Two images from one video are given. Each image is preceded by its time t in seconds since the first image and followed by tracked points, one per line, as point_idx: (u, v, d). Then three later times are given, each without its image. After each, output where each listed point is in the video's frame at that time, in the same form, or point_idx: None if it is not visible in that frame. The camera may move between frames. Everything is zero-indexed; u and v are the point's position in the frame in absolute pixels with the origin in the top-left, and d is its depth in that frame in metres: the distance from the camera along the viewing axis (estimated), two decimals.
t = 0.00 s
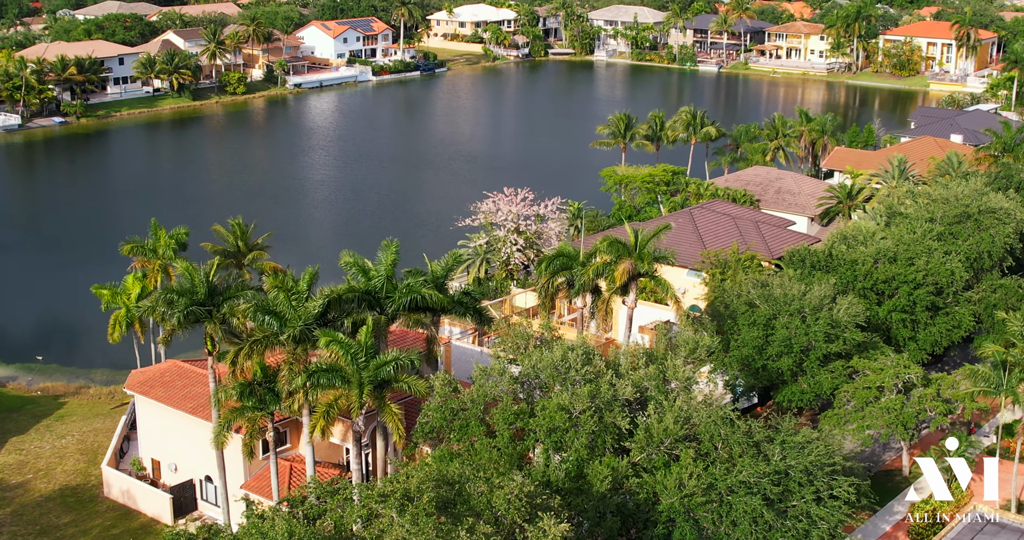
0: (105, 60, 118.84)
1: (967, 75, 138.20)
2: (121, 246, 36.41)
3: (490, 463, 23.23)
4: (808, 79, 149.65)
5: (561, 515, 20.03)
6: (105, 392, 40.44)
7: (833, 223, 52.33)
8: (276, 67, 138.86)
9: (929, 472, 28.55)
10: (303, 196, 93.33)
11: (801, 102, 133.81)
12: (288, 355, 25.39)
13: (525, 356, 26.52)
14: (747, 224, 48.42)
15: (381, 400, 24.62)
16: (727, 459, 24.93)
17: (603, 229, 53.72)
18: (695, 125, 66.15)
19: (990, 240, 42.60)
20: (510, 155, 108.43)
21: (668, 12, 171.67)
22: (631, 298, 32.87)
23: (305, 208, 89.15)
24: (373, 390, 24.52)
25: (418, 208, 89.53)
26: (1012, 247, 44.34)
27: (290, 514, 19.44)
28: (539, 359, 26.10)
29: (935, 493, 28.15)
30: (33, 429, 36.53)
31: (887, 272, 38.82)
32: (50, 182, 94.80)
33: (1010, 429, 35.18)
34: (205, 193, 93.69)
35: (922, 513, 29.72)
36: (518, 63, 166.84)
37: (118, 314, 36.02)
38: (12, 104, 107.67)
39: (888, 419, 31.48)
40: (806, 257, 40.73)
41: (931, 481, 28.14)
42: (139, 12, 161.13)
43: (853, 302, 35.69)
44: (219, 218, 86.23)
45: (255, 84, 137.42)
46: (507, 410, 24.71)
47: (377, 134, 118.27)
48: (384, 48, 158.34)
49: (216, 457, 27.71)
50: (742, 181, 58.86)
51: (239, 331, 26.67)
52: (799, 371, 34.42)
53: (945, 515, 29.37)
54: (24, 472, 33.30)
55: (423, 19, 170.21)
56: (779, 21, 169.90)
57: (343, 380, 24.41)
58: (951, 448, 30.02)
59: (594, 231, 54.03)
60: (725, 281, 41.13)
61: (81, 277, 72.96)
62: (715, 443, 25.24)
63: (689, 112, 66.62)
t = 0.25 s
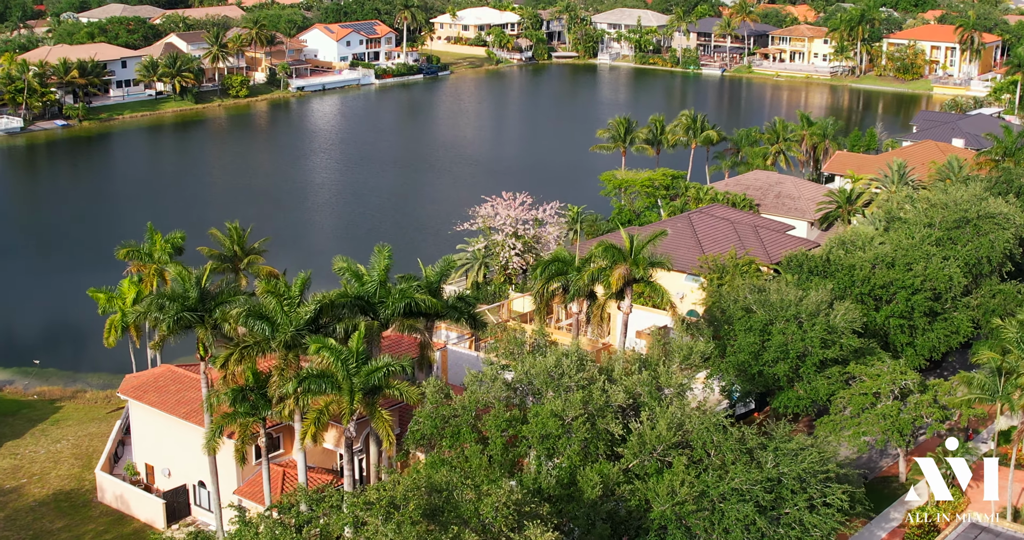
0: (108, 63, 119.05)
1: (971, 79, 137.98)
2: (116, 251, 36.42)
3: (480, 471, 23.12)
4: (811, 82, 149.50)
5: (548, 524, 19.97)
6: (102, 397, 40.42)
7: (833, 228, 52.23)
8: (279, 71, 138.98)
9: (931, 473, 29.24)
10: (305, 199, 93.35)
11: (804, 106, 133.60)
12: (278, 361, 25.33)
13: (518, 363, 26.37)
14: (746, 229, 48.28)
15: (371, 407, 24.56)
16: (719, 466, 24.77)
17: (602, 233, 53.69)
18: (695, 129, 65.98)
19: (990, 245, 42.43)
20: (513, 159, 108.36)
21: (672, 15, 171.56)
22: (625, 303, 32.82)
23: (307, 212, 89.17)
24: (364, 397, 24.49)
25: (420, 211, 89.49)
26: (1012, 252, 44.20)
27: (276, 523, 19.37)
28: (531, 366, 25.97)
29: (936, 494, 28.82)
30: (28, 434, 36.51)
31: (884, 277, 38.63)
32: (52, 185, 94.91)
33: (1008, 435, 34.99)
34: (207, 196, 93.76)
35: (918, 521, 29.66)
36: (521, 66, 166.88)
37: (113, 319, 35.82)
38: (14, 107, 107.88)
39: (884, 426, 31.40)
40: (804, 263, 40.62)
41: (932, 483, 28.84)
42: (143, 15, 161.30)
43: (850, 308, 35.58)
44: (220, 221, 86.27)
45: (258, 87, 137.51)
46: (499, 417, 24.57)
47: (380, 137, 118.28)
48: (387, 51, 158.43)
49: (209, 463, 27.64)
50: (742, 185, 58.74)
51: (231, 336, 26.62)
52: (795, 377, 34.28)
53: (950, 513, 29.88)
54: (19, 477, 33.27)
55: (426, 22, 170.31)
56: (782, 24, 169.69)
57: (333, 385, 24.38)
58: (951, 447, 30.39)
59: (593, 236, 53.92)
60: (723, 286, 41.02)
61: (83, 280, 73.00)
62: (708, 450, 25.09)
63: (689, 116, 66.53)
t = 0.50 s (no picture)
0: (110, 66, 119.21)
1: (975, 83, 137.74)
2: (111, 256, 36.40)
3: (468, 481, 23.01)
4: (815, 86, 149.26)
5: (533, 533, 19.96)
6: (97, 402, 40.39)
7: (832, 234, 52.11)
8: (282, 75, 139.14)
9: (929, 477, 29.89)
10: (308, 203, 93.38)
11: (808, 110, 133.41)
12: (267, 368, 25.30)
13: (508, 370, 26.21)
14: (744, 235, 48.13)
15: (360, 414, 24.48)
16: (710, 475, 24.63)
17: (600, 239, 53.61)
18: (695, 133, 65.86)
19: (988, 251, 42.26)
20: (516, 163, 108.29)
21: (676, 19, 171.52)
22: (619, 309, 32.70)
23: (309, 216, 89.18)
24: (353, 405, 24.42)
25: (423, 215, 89.45)
26: (1010, 258, 44.04)
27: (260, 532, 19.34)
28: (520, 373, 25.82)
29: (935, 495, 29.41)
30: (22, 439, 36.48)
31: (881, 284, 38.46)
32: (55, 188, 95.04)
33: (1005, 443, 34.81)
34: (210, 200, 93.84)
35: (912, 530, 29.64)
36: (524, 70, 166.89)
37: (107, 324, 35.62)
38: (16, 111, 108.01)
39: (879, 433, 31.25)
40: (801, 269, 40.46)
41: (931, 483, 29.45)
42: (147, 19, 161.66)
43: (845, 315, 35.45)
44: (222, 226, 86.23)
45: (261, 91, 137.65)
46: (489, 425, 24.44)
47: (383, 141, 118.31)
48: (390, 55, 158.58)
49: (199, 470, 27.55)
50: (741, 190, 58.59)
51: (221, 342, 26.57)
52: (790, 384, 34.12)
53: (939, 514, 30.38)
54: (11, 482, 33.23)
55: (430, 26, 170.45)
56: (787, 29, 169.52)
57: (321, 392, 24.32)
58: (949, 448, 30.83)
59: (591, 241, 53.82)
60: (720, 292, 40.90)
61: (84, 283, 73.05)
62: (698, 458, 24.96)
63: (689, 121, 66.40)
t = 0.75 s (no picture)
0: (113, 70, 119.39)
1: (978, 88, 137.52)
2: (106, 261, 36.40)
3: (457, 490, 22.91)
4: (819, 90, 149.05)
5: None
6: (92, 407, 40.35)
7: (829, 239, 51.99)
8: (285, 78, 139.25)
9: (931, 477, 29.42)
10: (310, 206, 93.39)
11: (812, 114, 133.18)
12: (257, 375, 25.24)
13: (500, 376, 26.06)
14: (742, 240, 48.00)
15: (348, 421, 24.37)
16: (701, 483, 24.49)
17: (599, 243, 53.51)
18: (695, 138, 65.75)
19: (987, 257, 42.10)
20: (520, 167, 108.13)
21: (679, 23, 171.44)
22: (613, 315, 32.63)
23: (311, 219, 89.16)
24: (341, 412, 24.33)
25: (425, 220, 89.38)
26: (1009, 264, 43.89)
27: None
28: (512, 379, 25.66)
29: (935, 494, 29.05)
30: (16, 444, 36.47)
31: (878, 290, 38.33)
32: (57, 191, 95.14)
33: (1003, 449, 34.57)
34: (212, 203, 93.87)
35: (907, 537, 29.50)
36: (528, 74, 166.83)
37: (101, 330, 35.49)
38: (19, 114, 108.16)
39: (873, 441, 31.11)
40: (798, 274, 40.32)
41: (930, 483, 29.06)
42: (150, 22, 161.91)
43: (841, 321, 35.33)
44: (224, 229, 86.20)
45: (264, 95, 137.80)
46: (480, 432, 24.32)
47: (386, 145, 118.32)
48: (393, 58, 158.68)
49: (189, 476, 27.48)
50: (740, 195, 58.45)
51: (211, 348, 26.52)
52: (786, 390, 33.97)
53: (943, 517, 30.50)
54: (5, 488, 33.21)
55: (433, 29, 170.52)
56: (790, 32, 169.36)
57: (311, 399, 24.26)
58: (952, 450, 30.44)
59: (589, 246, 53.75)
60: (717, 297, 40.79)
61: (85, 287, 73.05)
62: (690, 466, 24.82)
63: (689, 125, 66.33)
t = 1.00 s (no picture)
0: (115, 73, 119.62)
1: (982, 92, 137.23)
2: (99, 265, 36.36)
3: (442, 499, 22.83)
4: (822, 95, 148.76)
5: None
6: (86, 412, 40.29)
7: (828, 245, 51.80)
8: (287, 82, 139.36)
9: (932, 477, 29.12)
10: (311, 210, 93.37)
11: (815, 119, 132.90)
12: (244, 382, 25.17)
13: (488, 384, 25.92)
14: (739, 245, 47.84)
15: (335, 429, 24.27)
16: (689, 492, 24.36)
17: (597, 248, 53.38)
18: (694, 143, 65.60)
19: (984, 263, 41.93)
20: (522, 171, 107.97)
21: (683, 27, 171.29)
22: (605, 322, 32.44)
23: (313, 223, 89.12)
24: (326, 420, 24.23)
25: (426, 224, 89.24)
26: (1007, 270, 43.72)
27: None
28: (501, 387, 25.51)
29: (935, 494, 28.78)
30: (9, 449, 36.43)
31: (874, 296, 38.15)
32: (59, 195, 95.26)
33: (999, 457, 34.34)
34: (214, 207, 93.90)
35: None
36: (531, 78, 166.73)
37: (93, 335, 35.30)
38: (20, 118, 108.36)
39: (866, 448, 30.94)
40: (794, 281, 40.14)
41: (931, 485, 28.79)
42: (154, 26, 162.16)
43: (836, 328, 35.17)
44: (224, 234, 86.17)
45: (266, 99, 137.94)
46: (467, 440, 24.20)
47: (388, 148, 118.32)
48: (396, 62, 158.72)
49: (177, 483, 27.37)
50: (739, 200, 58.27)
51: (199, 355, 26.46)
52: (780, 397, 33.80)
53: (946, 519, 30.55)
54: None
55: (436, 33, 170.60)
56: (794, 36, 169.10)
57: (297, 406, 24.18)
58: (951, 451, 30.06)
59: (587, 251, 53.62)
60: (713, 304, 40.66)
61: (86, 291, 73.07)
62: (679, 475, 24.69)
63: (688, 130, 66.16)
